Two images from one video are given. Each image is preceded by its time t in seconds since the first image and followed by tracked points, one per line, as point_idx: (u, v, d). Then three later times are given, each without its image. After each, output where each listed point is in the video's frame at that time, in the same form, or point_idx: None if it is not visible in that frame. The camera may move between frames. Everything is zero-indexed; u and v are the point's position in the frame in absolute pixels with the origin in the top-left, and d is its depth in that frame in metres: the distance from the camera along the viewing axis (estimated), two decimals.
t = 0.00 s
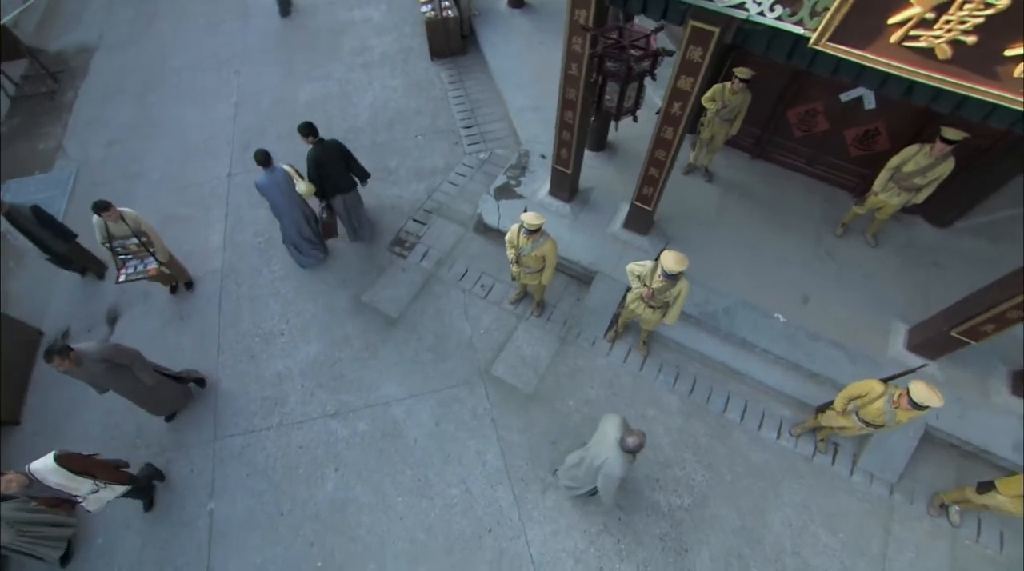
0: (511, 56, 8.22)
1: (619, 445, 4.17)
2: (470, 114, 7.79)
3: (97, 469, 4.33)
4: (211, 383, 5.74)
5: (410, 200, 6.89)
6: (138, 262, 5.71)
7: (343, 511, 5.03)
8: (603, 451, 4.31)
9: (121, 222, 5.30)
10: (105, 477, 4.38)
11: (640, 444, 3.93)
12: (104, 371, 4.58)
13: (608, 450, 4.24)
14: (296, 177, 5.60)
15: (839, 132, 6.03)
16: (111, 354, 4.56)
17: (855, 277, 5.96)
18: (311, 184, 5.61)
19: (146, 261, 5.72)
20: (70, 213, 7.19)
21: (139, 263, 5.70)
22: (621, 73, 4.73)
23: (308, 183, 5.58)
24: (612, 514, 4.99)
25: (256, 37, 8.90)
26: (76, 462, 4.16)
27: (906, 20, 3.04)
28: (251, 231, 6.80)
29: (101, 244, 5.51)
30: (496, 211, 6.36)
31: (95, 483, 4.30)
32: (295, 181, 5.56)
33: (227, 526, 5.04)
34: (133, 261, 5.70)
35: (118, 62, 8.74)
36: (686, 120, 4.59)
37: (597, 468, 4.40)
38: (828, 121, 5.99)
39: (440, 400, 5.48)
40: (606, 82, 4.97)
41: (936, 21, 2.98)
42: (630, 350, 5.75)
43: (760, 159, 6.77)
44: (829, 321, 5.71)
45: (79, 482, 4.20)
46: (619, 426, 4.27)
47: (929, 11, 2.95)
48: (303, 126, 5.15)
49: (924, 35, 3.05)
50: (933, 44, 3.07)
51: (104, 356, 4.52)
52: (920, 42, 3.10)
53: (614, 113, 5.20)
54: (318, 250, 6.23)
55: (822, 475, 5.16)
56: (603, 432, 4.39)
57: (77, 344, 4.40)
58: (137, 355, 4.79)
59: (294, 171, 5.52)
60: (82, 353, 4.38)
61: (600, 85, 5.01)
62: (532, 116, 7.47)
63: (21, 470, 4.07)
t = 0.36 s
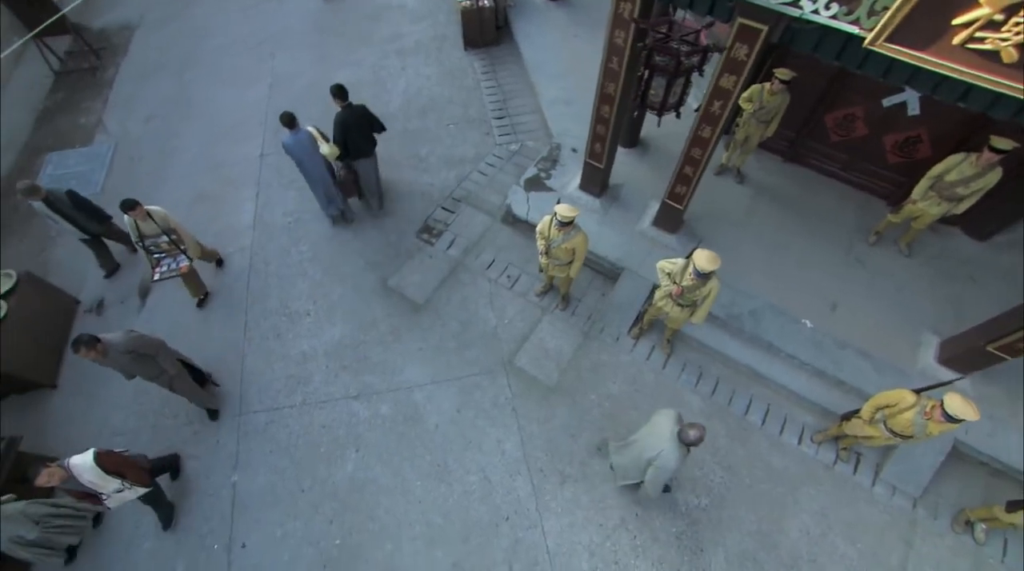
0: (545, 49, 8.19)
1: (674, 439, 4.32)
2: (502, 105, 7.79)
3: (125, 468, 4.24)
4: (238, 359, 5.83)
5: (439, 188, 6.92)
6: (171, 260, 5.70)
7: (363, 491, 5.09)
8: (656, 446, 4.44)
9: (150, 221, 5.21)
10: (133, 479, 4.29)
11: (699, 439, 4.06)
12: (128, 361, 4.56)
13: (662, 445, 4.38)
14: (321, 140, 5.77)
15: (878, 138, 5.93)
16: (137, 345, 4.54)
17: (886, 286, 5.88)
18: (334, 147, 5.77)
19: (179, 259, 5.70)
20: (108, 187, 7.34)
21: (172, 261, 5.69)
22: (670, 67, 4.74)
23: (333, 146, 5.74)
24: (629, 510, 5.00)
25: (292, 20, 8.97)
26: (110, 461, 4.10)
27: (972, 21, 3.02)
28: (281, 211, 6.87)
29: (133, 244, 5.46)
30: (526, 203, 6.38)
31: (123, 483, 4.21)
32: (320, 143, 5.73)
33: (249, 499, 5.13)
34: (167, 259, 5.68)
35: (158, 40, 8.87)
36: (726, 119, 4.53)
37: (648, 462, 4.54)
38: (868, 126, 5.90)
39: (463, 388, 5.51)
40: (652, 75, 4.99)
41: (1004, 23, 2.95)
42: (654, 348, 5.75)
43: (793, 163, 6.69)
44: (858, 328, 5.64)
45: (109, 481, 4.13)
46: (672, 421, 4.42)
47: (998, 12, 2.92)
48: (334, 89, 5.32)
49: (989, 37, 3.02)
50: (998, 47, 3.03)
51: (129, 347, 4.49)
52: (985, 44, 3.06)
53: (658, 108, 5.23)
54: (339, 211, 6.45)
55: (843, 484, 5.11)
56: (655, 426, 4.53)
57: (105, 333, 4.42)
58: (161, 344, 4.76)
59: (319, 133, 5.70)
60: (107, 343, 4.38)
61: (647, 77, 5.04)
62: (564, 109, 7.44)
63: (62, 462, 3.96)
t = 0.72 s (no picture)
0: (578, 41, 8.15)
1: (733, 448, 4.22)
2: (532, 97, 7.79)
3: (144, 479, 4.41)
4: (264, 338, 5.91)
5: (467, 177, 6.94)
6: (199, 256, 5.54)
7: (382, 474, 5.14)
8: (712, 455, 4.33)
9: (175, 216, 5.17)
10: (147, 492, 4.46)
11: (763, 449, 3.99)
12: (160, 362, 4.62)
13: (719, 453, 4.28)
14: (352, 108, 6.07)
15: (917, 144, 5.84)
16: (170, 346, 4.66)
17: (916, 295, 5.81)
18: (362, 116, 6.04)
19: (206, 253, 5.54)
20: (142, 164, 7.48)
21: (200, 257, 5.53)
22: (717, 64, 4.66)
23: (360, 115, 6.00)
24: (646, 505, 5.01)
25: (326, 4, 9.01)
26: (133, 469, 4.28)
27: None
28: (310, 194, 6.93)
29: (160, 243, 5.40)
30: (554, 195, 6.38)
31: (138, 492, 4.38)
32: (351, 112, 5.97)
33: (271, 475, 5.21)
34: (195, 255, 5.53)
35: (194, 20, 8.97)
36: (765, 119, 4.47)
37: (705, 470, 4.44)
38: (907, 131, 5.81)
39: (485, 376, 5.55)
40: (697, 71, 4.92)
41: None
42: (677, 346, 5.74)
43: (827, 167, 6.61)
44: (887, 337, 5.58)
45: (127, 487, 4.29)
46: (729, 429, 4.32)
47: None
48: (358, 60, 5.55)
49: None
50: None
51: (163, 347, 4.59)
52: None
53: (700, 104, 5.15)
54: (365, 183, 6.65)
55: (864, 493, 5.07)
56: (710, 434, 4.43)
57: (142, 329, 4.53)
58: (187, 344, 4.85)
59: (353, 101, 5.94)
60: (144, 339, 4.48)
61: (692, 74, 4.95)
62: (595, 104, 7.41)
63: (87, 464, 4.18)
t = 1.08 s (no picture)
0: (610, 35, 8.09)
1: (785, 452, 4.23)
2: (561, 89, 7.76)
3: (162, 476, 4.27)
4: (289, 318, 5.98)
5: (494, 167, 6.95)
6: (229, 258, 5.53)
7: (401, 458, 5.18)
8: (764, 458, 4.33)
9: (214, 218, 5.11)
10: (168, 487, 4.34)
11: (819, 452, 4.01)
12: (185, 358, 4.67)
13: (772, 458, 4.28)
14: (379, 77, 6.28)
15: (956, 151, 5.75)
16: (196, 344, 4.67)
17: (946, 304, 5.74)
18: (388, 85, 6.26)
19: (236, 257, 5.54)
20: (174, 142, 7.59)
21: (230, 260, 5.53)
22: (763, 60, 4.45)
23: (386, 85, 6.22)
24: (662, 501, 5.02)
25: None
26: (145, 471, 4.12)
27: None
28: (338, 177, 6.97)
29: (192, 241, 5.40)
30: (582, 188, 6.43)
31: (160, 489, 4.28)
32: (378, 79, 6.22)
33: (293, 453, 5.29)
34: (224, 258, 5.53)
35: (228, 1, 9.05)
36: (802, 120, 4.44)
37: (756, 475, 4.43)
38: (946, 137, 5.72)
39: (506, 366, 5.58)
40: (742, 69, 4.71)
41: None
42: (699, 345, 5.73)
43: (860, 171, 6.53)
44: (914, 345, 5.52)
45: (144, 488, 4.17)
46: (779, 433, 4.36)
47: None
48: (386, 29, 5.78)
49: None
50: None
51: (188, 345, 4.62)
52: None
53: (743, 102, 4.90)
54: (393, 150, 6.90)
55: (884, 501, 5.03)
56: (760, 438, 4.44)
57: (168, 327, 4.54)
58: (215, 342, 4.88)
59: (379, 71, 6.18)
60: (171, 337, 4.52)
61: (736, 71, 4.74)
62: (625, 99, 7.37)
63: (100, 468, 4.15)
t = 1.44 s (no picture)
0: (641, 31, 8.03)
1: (835, 454, 4.10)
2: (590, 85, 7.74)
3: (178, 479, 4.30)
4: (313, 301, 6.04)
5: (522, 160, 6.97)
6: (254, 260, 5.54)
7: (421, 444, 5.22)
8: (809, 456, 4.20)
9: (246, 221, 5.16)
10: (184, 490, 4.35)
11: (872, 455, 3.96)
12: (200, 360, 4.60)
13: (819, 457, 4.15)
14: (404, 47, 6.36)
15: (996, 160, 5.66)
16: (209, 345, 4.60)
17: (977, 315, 5.68)
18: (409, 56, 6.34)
19: (263, 260, 5.53)
20: (205, 124, 7.69)
21: (255, 261, 5.53)
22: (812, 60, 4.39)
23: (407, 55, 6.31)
24: (680, 499, 5.04)
25: None
26: (162, 471, 4.17)
27: None
28: (366, 164, 7.01)
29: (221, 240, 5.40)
30: (609, 184, 6.49)
31: (174, 493, 4.27)
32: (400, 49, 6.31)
33: (314, 435, 5.34)
34: (250, 259, 5.53)
35: None
36: (840, 122, 4.40)
37: (797, 472, 4.30)
38: (986, 145, 5.64)
39: (528, 358, 5.60)
40: (786, 69, 4.65)
41: None
42: (721, 345, 5.72)
43: (893, 178, 6.46)
44: (942, 355, 5.48)
45: (160, 490, 4.19)
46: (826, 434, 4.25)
47: None
48: (428, 4, 5.86)
49: None
50: None
51: (202, 346, 4.55)
52: None
53: (786, 102, 4.84)
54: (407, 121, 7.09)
55: (904, 511, 5.00)
56: (807, 436, 4.30)
57: (183, 327, 4.46)
58: (229, 345, 4.82)
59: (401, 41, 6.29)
60: (183, 338, 4.44)
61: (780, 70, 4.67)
62: (655, 96, 7.34)
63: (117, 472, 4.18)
